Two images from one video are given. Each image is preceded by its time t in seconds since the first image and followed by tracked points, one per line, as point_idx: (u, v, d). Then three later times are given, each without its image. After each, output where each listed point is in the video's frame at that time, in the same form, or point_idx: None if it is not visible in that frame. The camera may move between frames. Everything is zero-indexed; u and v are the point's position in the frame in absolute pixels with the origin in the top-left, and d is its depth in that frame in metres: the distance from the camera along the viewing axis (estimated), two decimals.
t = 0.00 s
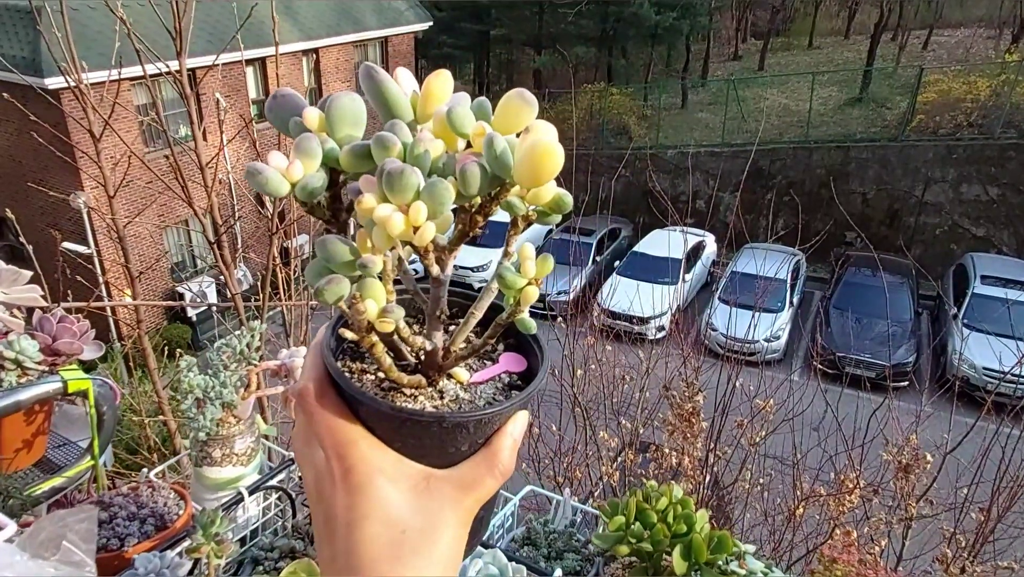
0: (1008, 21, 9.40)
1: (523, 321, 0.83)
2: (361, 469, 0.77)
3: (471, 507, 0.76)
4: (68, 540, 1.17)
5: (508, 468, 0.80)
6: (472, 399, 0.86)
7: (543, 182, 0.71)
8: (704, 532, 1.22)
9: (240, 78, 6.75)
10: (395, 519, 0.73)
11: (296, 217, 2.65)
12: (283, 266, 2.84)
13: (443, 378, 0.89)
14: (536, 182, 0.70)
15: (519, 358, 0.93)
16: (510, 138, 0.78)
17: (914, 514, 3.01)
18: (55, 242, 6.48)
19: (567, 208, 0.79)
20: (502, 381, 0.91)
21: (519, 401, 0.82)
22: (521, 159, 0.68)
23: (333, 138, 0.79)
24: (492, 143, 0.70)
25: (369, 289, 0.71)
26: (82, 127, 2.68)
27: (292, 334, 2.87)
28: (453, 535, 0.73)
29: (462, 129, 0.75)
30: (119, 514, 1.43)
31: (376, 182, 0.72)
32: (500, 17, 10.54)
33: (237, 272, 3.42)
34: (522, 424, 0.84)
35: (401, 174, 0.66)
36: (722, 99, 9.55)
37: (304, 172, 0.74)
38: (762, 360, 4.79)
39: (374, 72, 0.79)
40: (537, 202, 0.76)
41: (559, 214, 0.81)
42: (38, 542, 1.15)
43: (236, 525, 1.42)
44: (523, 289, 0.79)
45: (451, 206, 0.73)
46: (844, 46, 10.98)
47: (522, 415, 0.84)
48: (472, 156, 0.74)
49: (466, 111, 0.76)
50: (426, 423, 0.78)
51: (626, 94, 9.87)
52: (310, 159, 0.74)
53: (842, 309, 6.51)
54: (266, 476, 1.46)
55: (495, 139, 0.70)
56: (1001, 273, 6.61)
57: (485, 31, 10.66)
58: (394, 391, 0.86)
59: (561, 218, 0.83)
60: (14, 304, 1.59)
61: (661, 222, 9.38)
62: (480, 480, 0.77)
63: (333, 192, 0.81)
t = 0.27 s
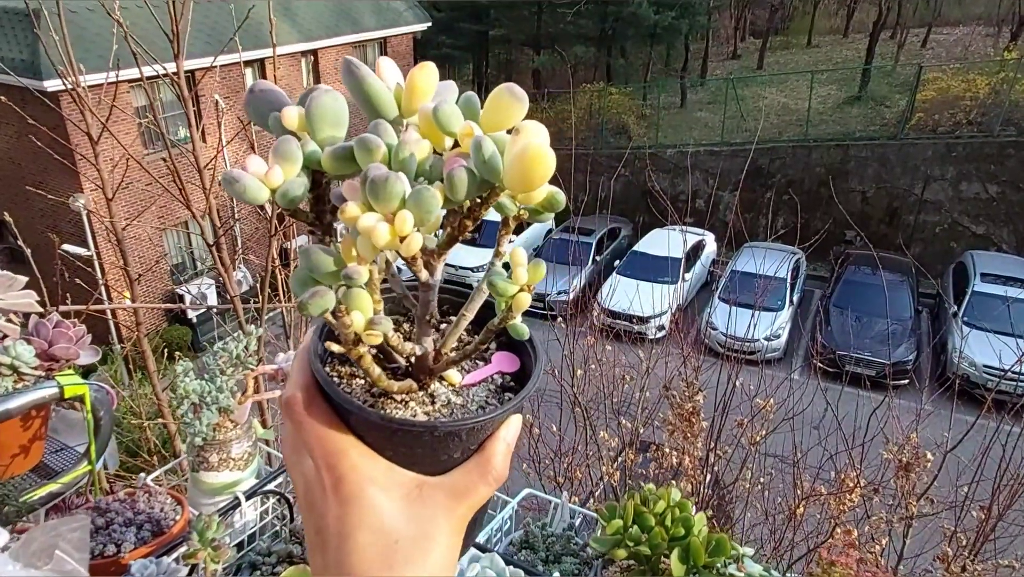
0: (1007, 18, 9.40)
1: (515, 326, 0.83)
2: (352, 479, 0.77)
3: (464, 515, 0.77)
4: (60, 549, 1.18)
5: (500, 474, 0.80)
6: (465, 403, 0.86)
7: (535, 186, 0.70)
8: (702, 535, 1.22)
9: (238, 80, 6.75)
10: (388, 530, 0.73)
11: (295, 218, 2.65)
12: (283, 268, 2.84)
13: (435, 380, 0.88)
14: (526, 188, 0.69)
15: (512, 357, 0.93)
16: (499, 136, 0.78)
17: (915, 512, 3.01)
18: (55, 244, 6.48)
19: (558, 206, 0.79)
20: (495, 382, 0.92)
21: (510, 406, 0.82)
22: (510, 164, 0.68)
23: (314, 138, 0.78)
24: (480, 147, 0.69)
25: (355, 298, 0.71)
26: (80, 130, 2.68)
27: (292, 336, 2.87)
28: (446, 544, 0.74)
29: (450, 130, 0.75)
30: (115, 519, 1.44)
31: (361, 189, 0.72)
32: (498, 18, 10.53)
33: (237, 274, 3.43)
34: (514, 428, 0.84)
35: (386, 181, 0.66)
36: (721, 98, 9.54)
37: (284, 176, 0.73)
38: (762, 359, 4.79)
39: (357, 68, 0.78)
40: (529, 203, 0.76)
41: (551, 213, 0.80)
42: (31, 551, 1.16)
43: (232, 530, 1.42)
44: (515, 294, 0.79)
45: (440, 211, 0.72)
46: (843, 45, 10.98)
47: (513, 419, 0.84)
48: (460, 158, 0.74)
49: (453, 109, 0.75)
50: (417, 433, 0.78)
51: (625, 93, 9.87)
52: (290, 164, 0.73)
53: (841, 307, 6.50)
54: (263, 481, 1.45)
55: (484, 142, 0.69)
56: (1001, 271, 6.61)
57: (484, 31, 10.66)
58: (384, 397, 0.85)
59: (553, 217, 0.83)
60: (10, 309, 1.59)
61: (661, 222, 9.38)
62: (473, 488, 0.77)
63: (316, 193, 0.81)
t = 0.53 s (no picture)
0: (1005, 16, 9.41)
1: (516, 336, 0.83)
2: (352, 483, 0.77)
3: (462, 518, 0.78)
4: (64, 551, 1.17)
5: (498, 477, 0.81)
6: (462, 409, 0.87)
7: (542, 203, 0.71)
8: (704, 533, 1.22)
9: (237, 82, 6.75)
10: (387, 534, 0.73)
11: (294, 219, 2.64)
12: (282, 270, 2.83)
13: (433, 386, 0.89)
14: (536, 203, 0.70)
15: (505, 363, 0.94)
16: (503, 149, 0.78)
17: (916, 510, 3.01)
18: (54, 247, 6.48)
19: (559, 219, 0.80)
20: (490, 387, 0.92)
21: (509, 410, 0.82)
22: (522, 179, 0.68)
23: (322, 145, 0.78)
24: (493, 162, 0.69)
25: (365, 306, 0.71)
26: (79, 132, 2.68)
27: (292, 337, 2.87)
28: (443, 547, 0.74)
29: (458, 142, 0.75)
30: (118, 521, 1.44)
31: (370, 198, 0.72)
32: (496, 18, 10.52)
33: (236, 275, 3.43)
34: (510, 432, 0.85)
35: (400, 192, 0.66)
36: (720, 97, 9.52)
37: (294, 184, 0.73)
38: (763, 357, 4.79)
39: (364, 75, 0.77)
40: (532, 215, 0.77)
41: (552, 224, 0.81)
42: (36, 553, 1.16)
43: (235, 530, 1.41)
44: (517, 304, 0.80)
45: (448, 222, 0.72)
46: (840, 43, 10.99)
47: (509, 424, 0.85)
48: (469, 171, 0.74)
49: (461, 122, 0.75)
50: (418, 437, 0.78)
51: (624, 93, 9.87)
52: (301, 170, 0.74)
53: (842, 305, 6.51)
54: (264, 482, 1.46)
55: (496, 157, 0.69)
56: (1001, 268, 6.61)
57: (483, 31, 10.65)
58: (383, 402, 0.85)
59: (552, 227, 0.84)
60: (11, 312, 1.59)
61: (660, 221, 9.38)
62: (471, 491, 0.78)
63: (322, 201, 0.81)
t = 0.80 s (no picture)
0: (1003, 14, 9.41)
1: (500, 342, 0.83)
2: (338, 491, 0.76)
3: (449, 523, 0.78)
4: (56, 560, 1.19)
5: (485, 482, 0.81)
6: (449, 413, 0.87)
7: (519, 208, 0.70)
8: (699, 537, 1.22)
9: (235, 83, 6.75)
10: (373, 541, 0.73)
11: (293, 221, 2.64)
12: (281, 271, 2.83)
13: (418, 391, 0.89)
14: (514, 208, 0.70)
15: (494, 367, 0.95)
16: (484, 153, 0.78)
17: (915, 509, 3.00)
18: (53, 249, 6.48)
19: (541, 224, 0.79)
20: (478, 392, 0.93)
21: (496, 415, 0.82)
22: (500, 185, 0.68)
23: (301, 152, 0.78)
24: (470, 168, 0.69)
25: (345, 315, 0.72)
26: (76, 135, 2.68)
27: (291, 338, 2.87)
28: (430, 554, 0.75)
29: (436, 149, 0.75)
30: (114, 526, 1.45)
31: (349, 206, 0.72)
32: (495, 18, 10.52)
33: (236, 277, 3.42)
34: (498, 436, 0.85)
35: (377, 201, 0.66)
36: (718, 96, 9.47)
37: (273, 193, 0.73)
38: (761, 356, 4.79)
39: (343, 83, 0.77)
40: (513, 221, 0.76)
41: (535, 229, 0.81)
42: (27, 563, 1.18)
43: (231, 536, 1.44)
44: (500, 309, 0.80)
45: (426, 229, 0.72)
46: (839, 42, 10.98)
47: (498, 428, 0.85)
48: (448, 177, 0.74)
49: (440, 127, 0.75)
50: (404, 444, 0.78)
51: (622, 93, 9.87)
52: (279, 180, 0.74)
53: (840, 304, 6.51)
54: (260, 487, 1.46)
55: (474, 163, 0.69)
56: (998, 266, 6.62)
57: (481, 31, 10.65)
58: (370, 409, 0.85)
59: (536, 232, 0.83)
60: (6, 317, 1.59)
61: (659, 220, 9.39)
62: (458, 496, 0.78)
63: (304, 208, 0.81)
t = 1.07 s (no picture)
0: (1001, 12, 9.43)
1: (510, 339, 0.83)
2: (345, 492, 0.76)
3: (457, 526, 0.78)
4: (54, 562, 1.19)
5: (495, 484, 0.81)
6: (459, 413, 0.87)
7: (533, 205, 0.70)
8: (705, 535, 1.22)
9: (234, 83, 6.75)
10: (381, 543, 0.73)
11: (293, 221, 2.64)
12: (281, 271, 2.83)
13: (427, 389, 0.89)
14: (527, 205, 0.69)
15: (505, 365, 0.94)
16: (497, 147, 0.78)
17: (916, 506, 3.01)
18: (52, 251, 6.47)
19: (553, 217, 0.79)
20: (489, 391, 0.92)
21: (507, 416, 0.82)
22: (513, 179, 0.67)
23: (310, 146, 0.78)
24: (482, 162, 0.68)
25: (353, 313, 0.71)
26: (75, 135, 2.67)
27: (291, 338, 2.86)
28: (439, 557, 0.75)
29: (447, 142, 0.75)
30: (115, 527, 1.44)
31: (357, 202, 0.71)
32: (494, 18, 10.51)
33: (235, 278, 3.42)
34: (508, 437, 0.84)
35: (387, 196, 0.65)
36: (717, 94, 9.58)
37: (279, 187, 0.73)
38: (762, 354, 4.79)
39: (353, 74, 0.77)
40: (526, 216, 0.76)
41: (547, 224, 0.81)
42: (25, 565, 1.17)
43: (232, 536, 1.42)
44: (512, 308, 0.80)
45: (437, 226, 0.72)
46: (838, 41, 10.99)
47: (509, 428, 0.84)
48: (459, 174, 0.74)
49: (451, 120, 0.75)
50: (412, 446, 0.78)
51: (621, 92, 9.87)
52: (285, 174, 0.73)
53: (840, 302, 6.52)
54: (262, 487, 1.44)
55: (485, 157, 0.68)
56: (998, 264, 6.63)
57: (480, 31, 10.62)
58: (378, 409, 0.85)
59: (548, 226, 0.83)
60: (5, 318, 1.58)
61: (659, 219, 9.39)
62: (467, 499, 0.78)
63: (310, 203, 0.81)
